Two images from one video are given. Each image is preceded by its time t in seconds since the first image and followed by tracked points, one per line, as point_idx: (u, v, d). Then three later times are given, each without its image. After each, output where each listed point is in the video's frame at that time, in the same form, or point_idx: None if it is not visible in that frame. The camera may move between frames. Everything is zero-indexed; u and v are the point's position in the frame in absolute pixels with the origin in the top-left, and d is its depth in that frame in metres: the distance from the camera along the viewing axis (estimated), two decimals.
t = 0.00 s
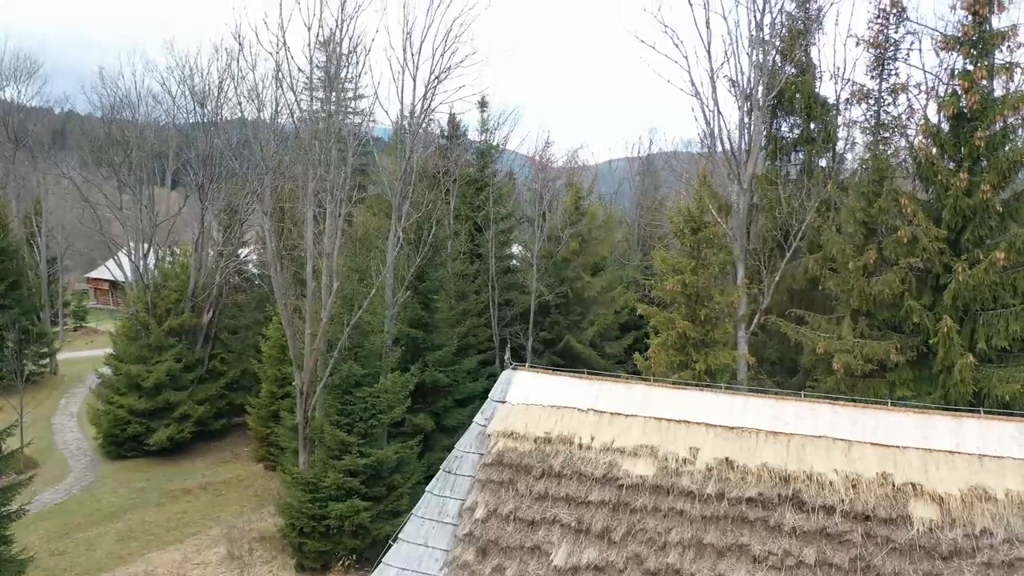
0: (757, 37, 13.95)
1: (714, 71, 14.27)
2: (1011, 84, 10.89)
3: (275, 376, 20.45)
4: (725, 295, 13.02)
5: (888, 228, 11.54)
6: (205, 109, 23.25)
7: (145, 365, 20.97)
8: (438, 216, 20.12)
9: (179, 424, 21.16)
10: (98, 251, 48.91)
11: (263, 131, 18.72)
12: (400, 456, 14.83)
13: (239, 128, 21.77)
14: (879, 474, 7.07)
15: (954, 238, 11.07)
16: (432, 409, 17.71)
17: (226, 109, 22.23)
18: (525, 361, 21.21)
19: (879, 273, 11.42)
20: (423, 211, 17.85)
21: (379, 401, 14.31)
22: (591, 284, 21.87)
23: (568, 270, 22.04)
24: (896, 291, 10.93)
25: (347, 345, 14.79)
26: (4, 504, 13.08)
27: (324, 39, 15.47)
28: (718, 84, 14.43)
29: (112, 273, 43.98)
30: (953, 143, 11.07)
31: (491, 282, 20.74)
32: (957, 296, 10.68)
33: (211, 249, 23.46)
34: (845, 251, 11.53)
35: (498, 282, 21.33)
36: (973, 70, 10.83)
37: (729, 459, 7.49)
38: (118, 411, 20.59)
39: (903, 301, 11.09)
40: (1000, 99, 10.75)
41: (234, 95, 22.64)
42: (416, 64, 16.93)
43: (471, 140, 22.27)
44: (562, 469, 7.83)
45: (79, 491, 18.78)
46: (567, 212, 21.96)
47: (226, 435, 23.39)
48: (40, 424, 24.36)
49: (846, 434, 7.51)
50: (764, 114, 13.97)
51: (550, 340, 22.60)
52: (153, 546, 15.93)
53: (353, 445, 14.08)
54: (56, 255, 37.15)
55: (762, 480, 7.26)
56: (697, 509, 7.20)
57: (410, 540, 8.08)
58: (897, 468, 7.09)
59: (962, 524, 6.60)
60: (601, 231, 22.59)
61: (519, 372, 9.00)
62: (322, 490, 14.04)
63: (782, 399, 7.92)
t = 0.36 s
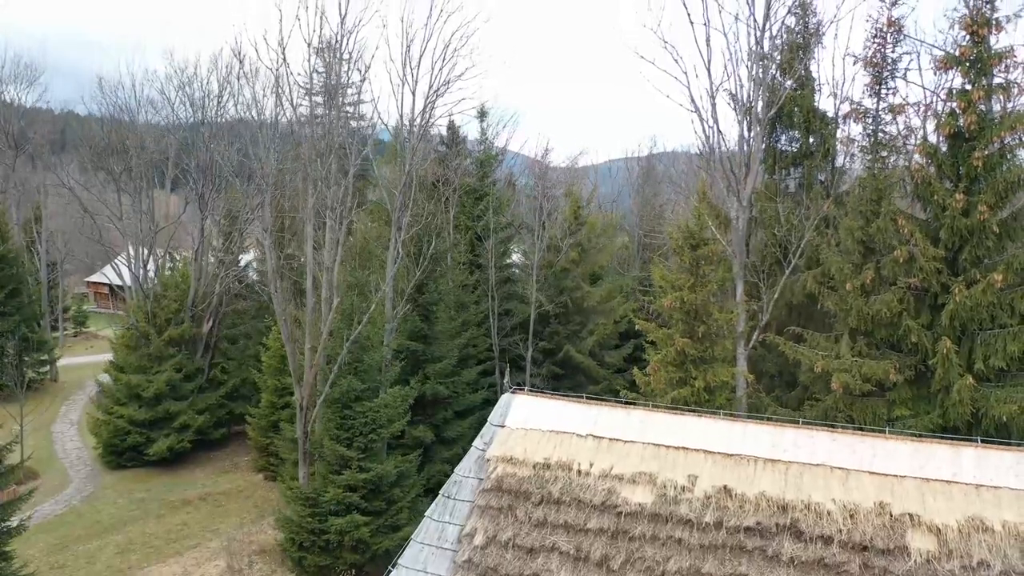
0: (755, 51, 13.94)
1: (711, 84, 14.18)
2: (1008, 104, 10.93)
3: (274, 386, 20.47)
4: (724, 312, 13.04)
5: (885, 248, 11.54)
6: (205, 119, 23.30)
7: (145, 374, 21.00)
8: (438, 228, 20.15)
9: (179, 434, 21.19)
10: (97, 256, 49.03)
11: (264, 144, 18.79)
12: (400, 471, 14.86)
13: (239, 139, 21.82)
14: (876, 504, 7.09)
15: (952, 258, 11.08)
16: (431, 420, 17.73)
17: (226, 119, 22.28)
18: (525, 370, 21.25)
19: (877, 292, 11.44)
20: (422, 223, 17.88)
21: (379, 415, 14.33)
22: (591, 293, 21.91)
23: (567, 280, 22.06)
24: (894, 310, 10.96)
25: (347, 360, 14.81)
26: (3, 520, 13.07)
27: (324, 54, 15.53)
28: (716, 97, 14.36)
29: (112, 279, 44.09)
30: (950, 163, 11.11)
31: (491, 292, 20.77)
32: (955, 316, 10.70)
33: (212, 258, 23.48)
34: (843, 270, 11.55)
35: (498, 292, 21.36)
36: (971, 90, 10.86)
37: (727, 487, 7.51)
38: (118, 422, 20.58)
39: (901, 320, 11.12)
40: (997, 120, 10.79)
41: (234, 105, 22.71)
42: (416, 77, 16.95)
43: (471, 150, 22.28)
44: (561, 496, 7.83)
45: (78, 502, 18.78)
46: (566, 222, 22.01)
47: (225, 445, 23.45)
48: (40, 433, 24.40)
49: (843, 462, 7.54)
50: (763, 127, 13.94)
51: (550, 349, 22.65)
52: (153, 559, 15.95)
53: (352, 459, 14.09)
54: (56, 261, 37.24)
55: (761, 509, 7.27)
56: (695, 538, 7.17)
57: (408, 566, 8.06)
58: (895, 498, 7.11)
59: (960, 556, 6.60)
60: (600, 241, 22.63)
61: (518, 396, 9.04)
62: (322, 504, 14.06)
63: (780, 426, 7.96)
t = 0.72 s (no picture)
0: (754, 68, 13.93)
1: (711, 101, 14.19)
2: (1007, 127, 10.95)
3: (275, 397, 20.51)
4: (723, 331, 13.08)
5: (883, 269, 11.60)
6: (205, 129, 23.31)
7: (145, 386, 21.04)
8: (438, 241, 20.17)
9: (179, 445, 21.23)
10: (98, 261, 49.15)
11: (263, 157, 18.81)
12: (399, 487, 14.91)
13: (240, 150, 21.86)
14: (874, 538, 7.12)
15: (950, 281, 11.12)
16: (431, 434, 17.76)
17: (227, 130, 22.31)
18: (525, 382, 21.29)
19: (876, 314, 11.48)
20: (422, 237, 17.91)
21: (379, 432, 14.36)
22: (591, 305, 21.95)
23: (567, 291, 22.08)
24: (892, 333, 11.00)
25: (347, 377, 14.84)
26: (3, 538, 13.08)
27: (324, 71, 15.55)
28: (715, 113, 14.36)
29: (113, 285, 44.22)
30: (949, 186, 11.13)
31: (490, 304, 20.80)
32: (952, 340, 10.74)
33: (212, 269, 23.51)
34: (842, 292, 11.59)
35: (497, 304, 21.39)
36: (970, 114, 10.87)
37: (726, 519, 7.54)
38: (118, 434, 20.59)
39: (899, 342, 11.16)
40: (996, 144, 10.81)
41: (234, 115, 22.74)
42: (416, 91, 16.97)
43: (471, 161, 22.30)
44: (560, 527, 7.84)
45: (79, 514, 18.81)
46: (566, 233, 22.04)
47: (225, 455, 23.49)
48: (40, 443, 24.43)
49: (842, 495, 7.57)
50: (762, 144, 13.96)
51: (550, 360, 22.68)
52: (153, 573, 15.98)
53: (352, 476, 14.12)
54: (56, 267, 37.30)
55: (760, 542, 7.30)
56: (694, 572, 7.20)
57: None
58: (893, 532, 7.14)
59: None
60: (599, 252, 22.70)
61: (517, 424, 9.09)
62: (322, 521, 14.08)
63: (778, 458, 8.00)
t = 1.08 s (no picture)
0: (754, 86, 13.97)
1: (711, 119, 14.24)
2: (1007, 151, 10.97)
3: (275, 410, 20.53)
4: (723, 352, 13.11)
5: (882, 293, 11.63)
6: (207, 142, 23.37)
7: (146, 397, 21.10)
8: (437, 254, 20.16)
9: (179, 457, 21.26)
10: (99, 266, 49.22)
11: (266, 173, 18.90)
12: (400, 504, 14.95)
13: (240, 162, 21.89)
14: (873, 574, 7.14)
15: (949, 305, 11.15)
16: (431, 448, 17.80)
17: (227, 142, 22.34)
18: (525, 394, 21.33)
19: (874, 337, 11.52)
20: (422, 252, 17.96)
21: (379, 450, 14.39)
22: (591, 316, 22.00)
23: (567, 303, 22.10)
24: (891, 356, 11.05)
25: (347, 394, 14.89)
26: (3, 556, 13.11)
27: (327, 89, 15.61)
28: (715, 131, 14.41)
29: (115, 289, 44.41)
30: (948, 210, 11.17)
31: (491, 318, 20.86)
32: (950, 365, 10.79)
33: (213, 281, 23.56)
34: (841, 315, 11.63)
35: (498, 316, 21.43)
36: (970, 137, 10.90)
37: (726, 552, 7.56)
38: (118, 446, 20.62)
39: (898, 366, 11.20)
40: (995, 168, 10.84)
41: (235, 128, 22.79)
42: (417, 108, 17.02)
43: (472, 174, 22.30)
44: (560, 559, 7.85)
45: (79, 527, 18.85)
46: (566, 245, 22.08)
47: (225, 466, 23.53)
48: (40, 453, 24.47)
49: (841, 528, 7.59)
50: (762, 163, 14.00)
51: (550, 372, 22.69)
52: None
53: (353, 494, 14.15)
54: (56, 274, 37.36)
55: None
56: None
57: None
58: (892, 568, 7.16)
59: None
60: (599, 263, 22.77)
61: (517, 452, 9.14)
62: (322, 539, 14.11)
63: (777, 490, 8.02)
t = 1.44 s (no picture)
0: (754, 105, 13.97)
1: (710, 136, 14.24)
2: (1006, 175, 10.98)
3: (275, 422, 20.54)
4: (722, 372, 13.15)
5: (881, 316, 11.66)
6: (207, 154, 23.40)
7: (147, 409, 21.14)
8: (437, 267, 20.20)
9: (179, 469, 21.29)
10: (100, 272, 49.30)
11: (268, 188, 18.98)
12: (399, 521, 14.98)
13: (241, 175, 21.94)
14: None
15: (948, 329, 11.20)
16: (431, 463, 17.83)
17: (228, 155, 22.39)
18: (525, 406, 21.37)
19: (873, 360, 11.56)
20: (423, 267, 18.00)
21: (379, 467, 14.44)
22: (591, 328, 22.04)
23: (567, 315, 22.14)
24: (889, 380, 11.10)
25: (347, 412, 14.91)
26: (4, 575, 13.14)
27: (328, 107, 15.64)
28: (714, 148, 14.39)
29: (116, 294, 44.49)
30: (948, 234, 11.19)
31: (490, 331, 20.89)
32: (949, 389, 10.83)
33: (213, 292, 23.59)
34: (840, 337, 11.67)
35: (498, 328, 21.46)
36: (969, 162, 10.91)
37: None
38: (119, 458, 20.65)
39: (897, 389, 11.24)
40: (994, 193, 10.87)
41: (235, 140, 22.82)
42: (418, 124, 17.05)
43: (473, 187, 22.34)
44: None
45: (80, 539, 18.89)
46: (567, 257, 22.12)
47: (226, 477, 23.58)
48: (41, 463, 24.51)
49: (840, 561, 7.61)
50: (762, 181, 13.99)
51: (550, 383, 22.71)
52: None
53: (354, 511, 14.19)
54: (56, 281, 37.35)
55: None
56: None
57: None
58: None
59: None
60: (598, 273, 22.80)
61: (517, 481, 9.17)
62: (322, 556, 14.13)
63: (776, 522, 8.05)
